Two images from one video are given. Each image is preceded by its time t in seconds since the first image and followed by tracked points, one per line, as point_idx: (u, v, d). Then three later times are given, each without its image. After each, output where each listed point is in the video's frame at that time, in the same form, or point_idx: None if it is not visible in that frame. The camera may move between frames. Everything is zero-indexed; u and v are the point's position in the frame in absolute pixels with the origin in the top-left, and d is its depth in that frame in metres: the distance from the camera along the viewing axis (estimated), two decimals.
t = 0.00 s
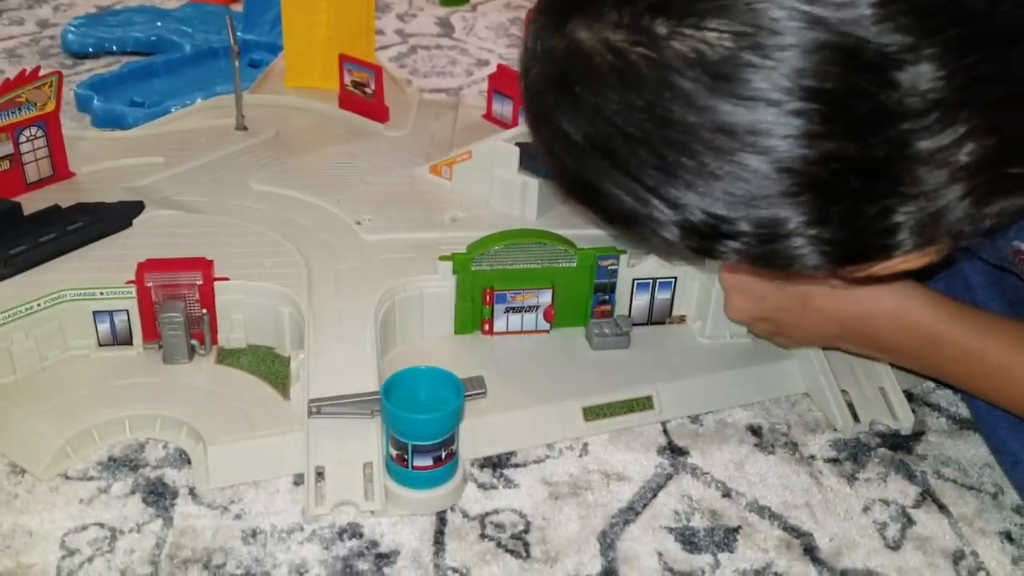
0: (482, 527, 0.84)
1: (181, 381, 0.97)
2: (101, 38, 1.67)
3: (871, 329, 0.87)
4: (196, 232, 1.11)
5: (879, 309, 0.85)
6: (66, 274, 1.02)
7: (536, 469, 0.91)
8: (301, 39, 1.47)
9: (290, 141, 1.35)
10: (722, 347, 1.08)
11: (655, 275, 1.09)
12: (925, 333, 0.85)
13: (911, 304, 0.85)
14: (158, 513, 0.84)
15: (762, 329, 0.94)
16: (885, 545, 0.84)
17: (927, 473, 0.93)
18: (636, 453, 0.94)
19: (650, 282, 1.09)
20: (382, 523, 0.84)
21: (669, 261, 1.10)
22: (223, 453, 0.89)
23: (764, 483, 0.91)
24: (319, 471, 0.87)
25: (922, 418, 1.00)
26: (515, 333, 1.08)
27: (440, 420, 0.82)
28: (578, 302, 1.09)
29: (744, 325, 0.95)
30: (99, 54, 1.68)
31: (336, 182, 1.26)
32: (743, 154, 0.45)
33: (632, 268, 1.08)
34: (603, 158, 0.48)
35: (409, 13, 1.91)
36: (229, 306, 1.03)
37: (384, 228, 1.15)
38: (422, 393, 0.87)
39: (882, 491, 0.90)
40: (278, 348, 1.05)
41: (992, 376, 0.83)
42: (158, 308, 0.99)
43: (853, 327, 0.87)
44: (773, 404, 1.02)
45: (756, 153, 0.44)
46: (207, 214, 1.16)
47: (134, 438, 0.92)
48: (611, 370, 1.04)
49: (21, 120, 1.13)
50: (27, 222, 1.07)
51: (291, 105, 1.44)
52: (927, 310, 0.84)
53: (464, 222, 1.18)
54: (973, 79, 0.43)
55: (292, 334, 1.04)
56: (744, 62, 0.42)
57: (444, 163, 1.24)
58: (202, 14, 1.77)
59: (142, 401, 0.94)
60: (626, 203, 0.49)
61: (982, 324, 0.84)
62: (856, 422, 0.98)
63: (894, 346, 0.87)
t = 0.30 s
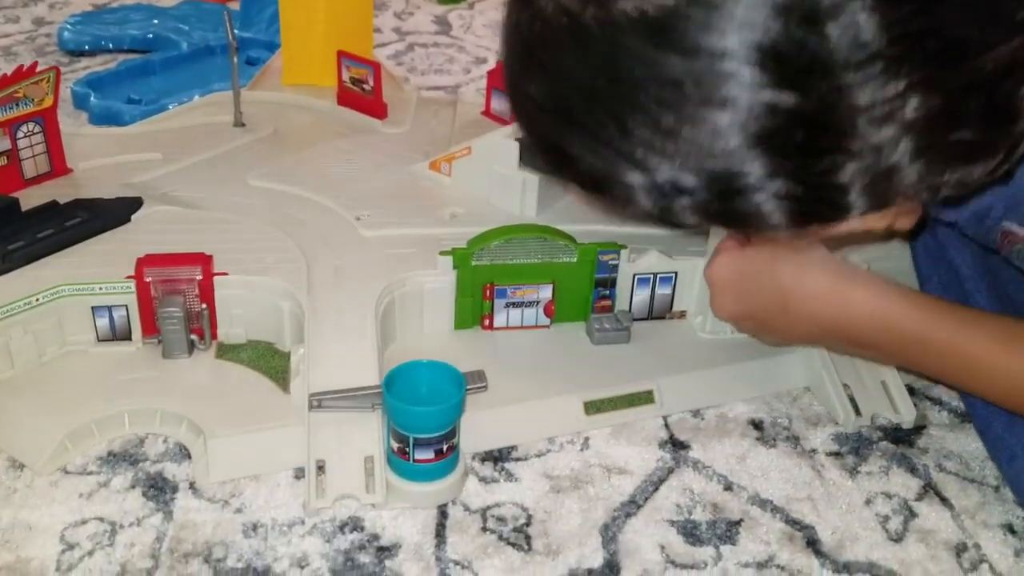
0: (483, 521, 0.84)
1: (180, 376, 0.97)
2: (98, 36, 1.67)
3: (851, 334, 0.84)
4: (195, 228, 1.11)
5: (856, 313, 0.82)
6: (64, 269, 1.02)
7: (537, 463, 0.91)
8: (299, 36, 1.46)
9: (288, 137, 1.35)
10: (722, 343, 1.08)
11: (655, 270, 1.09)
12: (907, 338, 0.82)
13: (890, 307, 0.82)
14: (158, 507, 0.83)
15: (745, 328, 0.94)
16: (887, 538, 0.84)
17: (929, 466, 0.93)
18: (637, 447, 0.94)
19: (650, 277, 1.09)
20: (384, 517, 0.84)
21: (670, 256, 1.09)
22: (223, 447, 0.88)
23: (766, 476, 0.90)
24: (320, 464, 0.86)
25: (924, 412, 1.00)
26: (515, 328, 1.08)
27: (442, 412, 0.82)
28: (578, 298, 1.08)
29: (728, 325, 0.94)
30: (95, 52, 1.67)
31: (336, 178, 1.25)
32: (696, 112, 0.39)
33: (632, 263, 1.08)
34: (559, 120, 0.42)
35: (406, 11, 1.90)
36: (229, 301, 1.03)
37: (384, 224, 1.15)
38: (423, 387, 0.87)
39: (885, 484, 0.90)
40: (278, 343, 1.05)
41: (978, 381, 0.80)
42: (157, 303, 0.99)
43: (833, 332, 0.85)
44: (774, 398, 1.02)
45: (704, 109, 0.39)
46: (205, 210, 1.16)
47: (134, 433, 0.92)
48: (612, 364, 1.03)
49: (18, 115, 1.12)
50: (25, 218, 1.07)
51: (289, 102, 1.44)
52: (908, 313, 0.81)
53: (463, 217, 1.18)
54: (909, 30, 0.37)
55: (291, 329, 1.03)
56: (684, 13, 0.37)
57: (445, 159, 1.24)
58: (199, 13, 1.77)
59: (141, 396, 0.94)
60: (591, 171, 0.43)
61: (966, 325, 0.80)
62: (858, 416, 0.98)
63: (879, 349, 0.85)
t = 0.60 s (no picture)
0: (471, 490, 0.81)
1: (158, 345, 0.94)
2: (78, 8, 1.64)
3: (876, 275, 0.82)
4: (175, 196, 1.08)
5: (878, 256, 0.81)
6: (38, 236, 0.99)
7: (527, 432, 0.88)
8: (284, 4, 1.43)
9: (272, 106, 1.32)
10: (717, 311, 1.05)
11: (649, 237, 1.05)
12: (929, 281, 0.79)
13: (916, 250, 0.79)
14: (134, 478, 0.81)
15: (769, 282, 0.94)
16: (887, 505, 0.82)
17: (929, 433, 0.90)
18: (630, 414, 0.91)
19: (644, 244, 1.05)
20: (368, 486, 0.81)
21: (663, 223, 1.06)
22: (201, 415, 0.85)
23: (761, 444, 0.88)
24: (302, 434, 0.83)
25: (924, 379, 0.98)
26: (505, 297, 1.05)
27: (428, 378, 0.79)
28: (570, 266, 1.05)
29: (752, 275, 0.94)
30: (76, 24, 1.64)
31: (321, 146, 1.22)
32: None
33: (624, 230, 1.04)
34: None
35: None
36: (208, 269, 1.00)
37: (369, 191, 1.12)
38: (408, 353, 0.84)
39: (884, 451, 0.88)
40: (260, 312, 1.02)
41: (1006, 331, 0.77)
42: (134, 271, 0.95)
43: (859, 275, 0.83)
44: (770, 366, 0.99)
45: None
46: (185, 177, 1.12)
47: (110, 403, 0.89)
48: (603, 332, 1.00)
49: None
50: None
51: (274, 71, 1.41)
52: (936, 257, 0.78)
53: (451, 185, 1.15)
54: None
55: (273, 297, 1.01)
56: None
57: (434, 126, 1.22)
58: None
59: (117, 365, 0.91)
60: None
61: (995, 271, 0.77)
62: (856, 383, 0.96)
63: (902, 296, 0.82)
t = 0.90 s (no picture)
0: (456, 454, 0.80)
1: (138, 314, 0.93)
2: None
3: (892, 227, 0.72)
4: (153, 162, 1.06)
5: (902, 208, 0.71)
6: (12, 205, 0.97)
7: (513, 395, 0.87)
8: None
9: (252, 68, 1.29)
10: (705, 270, 1.03)
11: (636, 196, 1.03)
12: (938, 237, 0.71)
13: (933, 200, 0.70)
14: (114, 449, 0.80)
15: (776, 243, 0.82)
16: (876, 462, 0.81)
17: (919, 388, 0.89)
18: (617, 375, 0.90)
19: (631, 203, 1.03)
20: (352, 453, 0.80)
21: (649, 182, 1.05)
22: (181, 384, 0.84)
23: (749, 402, 0.87)
24: (284, 402, 0.82)
25: (914, 334, 0.97)
26: (490, 260, 1.03)
27: (410, 342, 0.77)
28: (555, 227, 1.04)
29: (759, 235, 0.82)
30: None
31: (302, 109, 1.20)
32: None
33: (611, 188, 1.02)
34: None
35: None
36: (187, 236, 0.98)
37: (351, 153, 1.10)
38: (390, 317, 0.82)
39: (873, 408, 0.87)
40: (241, 278, 1.00)
41: None
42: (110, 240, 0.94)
43: (864, 229, 0.74)
44: (758, 324, 0.98)
45: None
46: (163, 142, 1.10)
47: (89, 373, 0.88)
48: (589, 293, 0.99)
49: None
50: None
51: (253, 33, 1.38)
52: (950, 208, 0.70)
53: (434, 145, 1.13)
54: None
55: (254, 263, 0.99)
56: None
57: (415, 86, 1.18)
58: None
59: (96, 334, 0.90)
60: None
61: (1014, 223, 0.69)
62: (845, 340, 0.94)
63: (909, 251, 0.73)
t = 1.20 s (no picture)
0: (447, 434, 0.81)
1: (129, 298, 0.93)
2: None
3: (893, 166, 0.72)
4: (140, 145, 1.06)
5: (903, 146, 0.71)
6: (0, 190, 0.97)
7: (504, 373, 0.88)
8: None
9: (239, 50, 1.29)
10: (695, 245, 1.03)
11: (624, 172, 1.03)
12: (938, 173, 0.71)
13: (935, 140, 0.70)
14: (107, 433, 0.80)
15: (767, 180, 0.80)
16: (865, 435, 0.81)
17: (908, 360, 0.90)
18: (607, 352, 0.91)
19: (619, 180, 1.03)
20: (343, 434, 0.81)
21: (638, 158, 1.05)
22: (173, 367, 0.84)
23: (739, 377, 0.88)
24: (276, 384, 0.82)
25: (903, 306, 0.97)
26: (480, 238, 1.03)
27: (399, 322, 0.77)
28: (545, 204, 1.04)
29: (752, 169, 0.79)
30: None
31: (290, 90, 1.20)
32: None
33: (600, 165, 1.02)
34: None
35: None
36: (176, 218, 0.98)
37: (340, 134, 1.10)
38: (379, 297, 0.83)
39: (862, 381, 0.87)
40: (231, 261, 1.00)
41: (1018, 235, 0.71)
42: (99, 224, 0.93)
43: (863, 161, 0.73)
44: (748, 299, 0.99)
45: None
46: (151, 125, 1.10)
47: (81, 358, 0.88)
48: (580, 270, 0.99)
49: None
50: None
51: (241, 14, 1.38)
52: (950, 149, 0.70)
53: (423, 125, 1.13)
54: None
55: (243, 245, 0.99)
56: None
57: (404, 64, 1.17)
58: None
59: (87, 318, 0.90)
60: None
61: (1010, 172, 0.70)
62: (835, 313, 0.95)
63: (905, 194, 0.73)
